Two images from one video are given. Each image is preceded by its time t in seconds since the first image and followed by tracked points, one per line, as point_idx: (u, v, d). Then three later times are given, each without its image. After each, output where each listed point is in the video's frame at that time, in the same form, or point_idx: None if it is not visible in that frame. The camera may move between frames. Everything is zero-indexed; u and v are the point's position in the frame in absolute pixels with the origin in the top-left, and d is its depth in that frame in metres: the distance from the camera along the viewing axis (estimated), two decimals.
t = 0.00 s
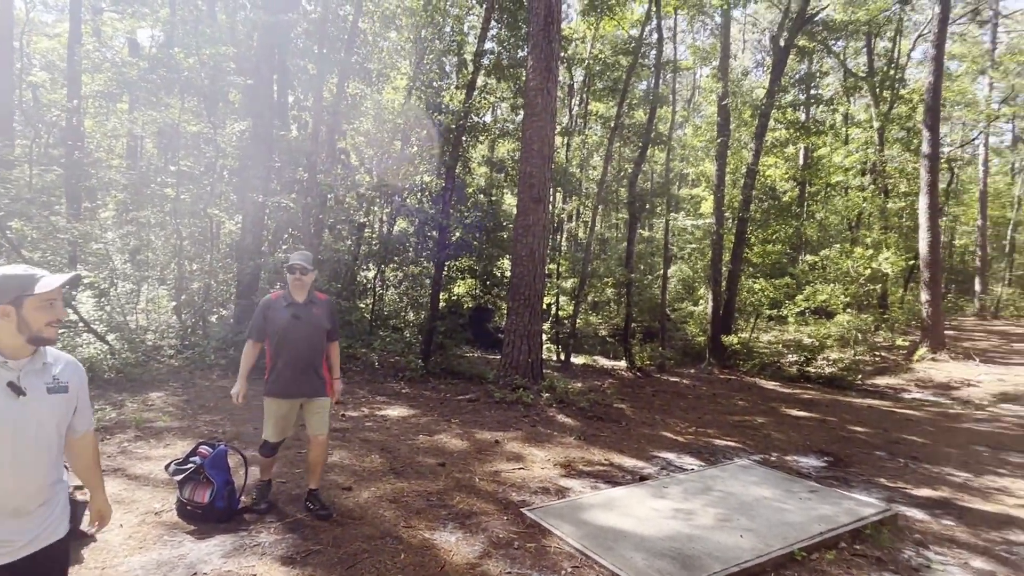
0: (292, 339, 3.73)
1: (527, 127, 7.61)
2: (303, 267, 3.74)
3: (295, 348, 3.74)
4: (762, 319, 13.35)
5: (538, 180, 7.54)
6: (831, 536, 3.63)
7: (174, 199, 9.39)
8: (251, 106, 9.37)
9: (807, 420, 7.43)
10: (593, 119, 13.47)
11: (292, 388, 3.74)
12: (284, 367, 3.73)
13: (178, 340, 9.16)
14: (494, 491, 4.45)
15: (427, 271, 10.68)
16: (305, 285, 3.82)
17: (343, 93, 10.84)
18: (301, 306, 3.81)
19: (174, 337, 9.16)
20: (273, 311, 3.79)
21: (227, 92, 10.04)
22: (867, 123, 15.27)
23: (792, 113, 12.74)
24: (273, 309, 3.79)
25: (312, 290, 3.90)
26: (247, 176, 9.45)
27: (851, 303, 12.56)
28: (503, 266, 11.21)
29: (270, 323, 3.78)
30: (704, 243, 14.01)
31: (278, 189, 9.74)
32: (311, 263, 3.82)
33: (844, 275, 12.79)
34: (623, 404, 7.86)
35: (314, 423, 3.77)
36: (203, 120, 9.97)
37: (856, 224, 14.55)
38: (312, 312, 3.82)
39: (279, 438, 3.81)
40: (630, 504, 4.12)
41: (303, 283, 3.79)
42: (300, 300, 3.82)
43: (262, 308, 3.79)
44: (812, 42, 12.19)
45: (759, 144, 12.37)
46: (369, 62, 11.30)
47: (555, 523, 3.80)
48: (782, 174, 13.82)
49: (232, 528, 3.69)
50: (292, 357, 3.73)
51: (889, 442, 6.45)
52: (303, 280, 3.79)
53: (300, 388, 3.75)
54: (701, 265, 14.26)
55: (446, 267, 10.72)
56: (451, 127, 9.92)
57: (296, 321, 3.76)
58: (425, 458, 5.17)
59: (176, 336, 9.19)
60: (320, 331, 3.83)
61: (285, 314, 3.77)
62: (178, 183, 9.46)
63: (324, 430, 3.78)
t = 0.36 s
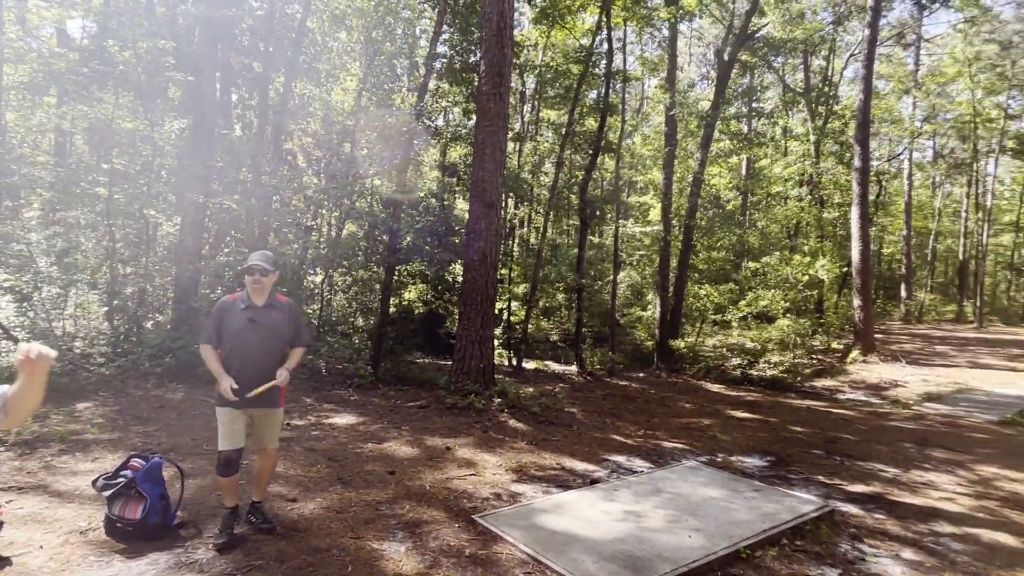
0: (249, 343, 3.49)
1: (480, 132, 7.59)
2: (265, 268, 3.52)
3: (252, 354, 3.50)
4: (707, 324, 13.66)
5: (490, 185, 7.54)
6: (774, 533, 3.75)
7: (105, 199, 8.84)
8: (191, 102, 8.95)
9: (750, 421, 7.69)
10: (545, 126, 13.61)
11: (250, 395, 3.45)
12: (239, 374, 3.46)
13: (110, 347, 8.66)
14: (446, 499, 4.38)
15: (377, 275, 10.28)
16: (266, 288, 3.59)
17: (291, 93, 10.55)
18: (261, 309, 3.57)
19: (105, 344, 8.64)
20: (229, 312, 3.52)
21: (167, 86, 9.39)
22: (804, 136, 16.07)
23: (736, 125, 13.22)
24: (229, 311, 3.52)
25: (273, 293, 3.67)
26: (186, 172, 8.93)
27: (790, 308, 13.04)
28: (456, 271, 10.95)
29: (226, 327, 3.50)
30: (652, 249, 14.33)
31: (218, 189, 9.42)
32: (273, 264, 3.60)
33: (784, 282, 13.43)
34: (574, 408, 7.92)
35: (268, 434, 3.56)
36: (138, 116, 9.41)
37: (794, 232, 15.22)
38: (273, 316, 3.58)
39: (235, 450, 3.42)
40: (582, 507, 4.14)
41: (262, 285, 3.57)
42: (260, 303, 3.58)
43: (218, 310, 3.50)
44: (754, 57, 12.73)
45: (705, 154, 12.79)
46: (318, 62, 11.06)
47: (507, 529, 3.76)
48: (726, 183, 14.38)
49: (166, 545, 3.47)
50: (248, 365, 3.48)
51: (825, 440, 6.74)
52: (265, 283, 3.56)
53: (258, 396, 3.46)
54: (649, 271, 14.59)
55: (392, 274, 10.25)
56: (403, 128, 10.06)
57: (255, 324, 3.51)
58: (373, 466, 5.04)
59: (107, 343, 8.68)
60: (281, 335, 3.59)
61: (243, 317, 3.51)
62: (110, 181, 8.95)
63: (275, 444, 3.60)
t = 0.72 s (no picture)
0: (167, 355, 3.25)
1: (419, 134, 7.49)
2: (177, 271, 3.28)
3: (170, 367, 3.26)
4: (645, 328, 14.05)
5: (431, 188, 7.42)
6: (707, 530, 3.84)
7: (11, 198, 8.59)
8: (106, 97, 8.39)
9: (685, 422, 7.93)
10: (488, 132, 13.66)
11: (171, 412, 3.23)
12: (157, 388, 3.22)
13: (14, 358, 7.96)
14: (383, 509, 4.26)
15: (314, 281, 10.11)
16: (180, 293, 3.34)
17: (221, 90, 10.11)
18: (177, 317, 3.33)
19: (8, 354, 7.95)
20: (142, 323, 3.26)
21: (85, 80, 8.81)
22: (734, 148, 16.88)
23: (672, 135, 13.65)
24: (140, 321, 3.25)
25: (188, 298, 3.43)
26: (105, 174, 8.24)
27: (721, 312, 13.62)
28: (396, 276, 11.03)
29: (137, 338, 3.23)
30: (591, 254, 14.21)
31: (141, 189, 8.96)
32: (187, 266, 3.36)
33: (717, 287, 14.16)
34: (515, 413, 7.93)
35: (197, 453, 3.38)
36: (51, 111, 8.86)
37: (727, 239, 15.81)
38: (191, 324, 3.35)
39: (158, 476, 3.17)
40: (521, 511, 4.12)
41: (176, 290, 3.32)
42: (175, 311, 3.34)
43: (126, 321, 3.21)
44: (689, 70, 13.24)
45: (642, 162, 13.15)
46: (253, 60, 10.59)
47: (444, 536, 3.70)
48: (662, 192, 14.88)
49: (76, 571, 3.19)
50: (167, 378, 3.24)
51: (755, 439, 7.03)
52: (179, 288, 3.31)
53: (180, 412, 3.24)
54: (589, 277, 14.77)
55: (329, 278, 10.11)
56: (339, 130, 9.56)
57: (172, 334, 3.27)
58: (307, 478, 4.84)
59: (11, 353, 7.99)
60: (202, 344, 3.36)
61: (157, 327, 3.26)
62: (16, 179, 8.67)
63: (204, 464, 3.43)
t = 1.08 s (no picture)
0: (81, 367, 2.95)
1: (360, 134, 7.33)
2: (84, 272, 2.98)
3: (86, 379, 2.96)
4: (587, 331, 14.35)
5: (372, 190, 7.29)
6: (649, 527, 3.92)
7: None
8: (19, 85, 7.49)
9: (626, 422, 8.11)
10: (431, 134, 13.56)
11: (91, 426, 2.98)
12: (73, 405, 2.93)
13: None
14: (323, 519, 4.11)
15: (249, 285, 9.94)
16: (89, 297, 3.05)
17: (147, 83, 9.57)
18: (86, 323, 3.03)
19: None
20: (45, 334, 2.91)
21: None
22: (672, 156, 17.51)
23: (613, 142, 13.98)
24: (42, 333, 2.90)
25: (95, 301, 3.13)
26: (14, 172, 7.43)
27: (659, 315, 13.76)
28: (335, 278, 11.07)
29: (40, 352, 2.88)
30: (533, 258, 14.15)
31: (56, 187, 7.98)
32: (95, 266, 3.06)
33: (655, 291, 14.33)
34: (459, 417, 7.87)
35: (131, 467, 3.15)
36: None
37: (665, 243, 16.33)
38: (104, 329, 3.07)
39: (77, 499, 3.01)
40: (465, 515, 4.08)
41: (81, 293, 3.01)
42: (84, 317, 3.04)
43: (24, 334, 2.85)
44: (628, 79, 13.62)
45: (584, 168, 13.32)
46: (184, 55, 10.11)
47: (386, 543, 3.60)
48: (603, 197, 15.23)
49: None
50: (84, 393, 2.95)
51: (693, 437, 7.26)
52: (86, 292, 3.02)
53: (103, 426, 3.01)
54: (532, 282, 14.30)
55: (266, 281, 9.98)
56: (275, 129, 9.27)
57: (84, 343, 2.98)
58: (240, 490, 4.61)
59: None
60: (118, 351, 3.10)
61: (64, 337, 2.93)
62: None
63: (149, 474, 3.20)
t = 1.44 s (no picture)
0: None
1: (288, 131, 7.07)
2: None
3: None
4: (524, 332, 14.42)
5: (302, 189, 7.05)
6: (584, 523, 3.97)
7: None
8: None
9: (562, 421, 8.21)
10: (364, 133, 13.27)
11: None
12: None
13: None
14: (249, 530, 3.91)
15: (169, 288, 9.28)
16: None
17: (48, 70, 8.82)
18: None
19: None
20: None
21: None
22: (605, 160, 17.95)
23: (547, 145, 14.17)
24: None
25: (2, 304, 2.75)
26: None
27: (594, 314, 14.01)
28: (263, 281, 10.80)
29: None
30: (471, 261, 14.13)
31: None
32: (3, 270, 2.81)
33: (590, 292, 14.68)
34: (395, 421, 7.72)
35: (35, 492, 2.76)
36: None
37: (599, 246, 16.73)
38: (9, 337, 2.68)
39: None
40: (401, 519, 3.99)
41: None
42: None
43: None
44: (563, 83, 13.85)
45: (519, 170, 13.39)
46: (91, 41, 9.05)
47: (317, 551, 3.47)
48: (538, 199, 15.43)
49: None
50: None
51: (627, 434, 7.43)
52: None
53: None
54: (469, 283, 14.34)
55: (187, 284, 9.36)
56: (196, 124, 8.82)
57: None
58: (157, 504, 4.31)
59: None
60: (22, 361, 2.71)
61: None
62: None
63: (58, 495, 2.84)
